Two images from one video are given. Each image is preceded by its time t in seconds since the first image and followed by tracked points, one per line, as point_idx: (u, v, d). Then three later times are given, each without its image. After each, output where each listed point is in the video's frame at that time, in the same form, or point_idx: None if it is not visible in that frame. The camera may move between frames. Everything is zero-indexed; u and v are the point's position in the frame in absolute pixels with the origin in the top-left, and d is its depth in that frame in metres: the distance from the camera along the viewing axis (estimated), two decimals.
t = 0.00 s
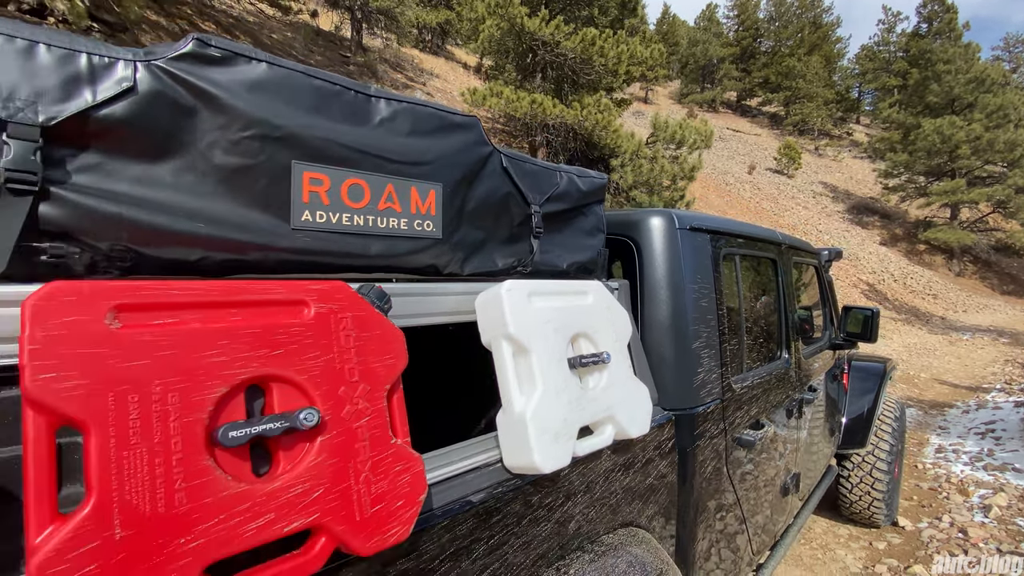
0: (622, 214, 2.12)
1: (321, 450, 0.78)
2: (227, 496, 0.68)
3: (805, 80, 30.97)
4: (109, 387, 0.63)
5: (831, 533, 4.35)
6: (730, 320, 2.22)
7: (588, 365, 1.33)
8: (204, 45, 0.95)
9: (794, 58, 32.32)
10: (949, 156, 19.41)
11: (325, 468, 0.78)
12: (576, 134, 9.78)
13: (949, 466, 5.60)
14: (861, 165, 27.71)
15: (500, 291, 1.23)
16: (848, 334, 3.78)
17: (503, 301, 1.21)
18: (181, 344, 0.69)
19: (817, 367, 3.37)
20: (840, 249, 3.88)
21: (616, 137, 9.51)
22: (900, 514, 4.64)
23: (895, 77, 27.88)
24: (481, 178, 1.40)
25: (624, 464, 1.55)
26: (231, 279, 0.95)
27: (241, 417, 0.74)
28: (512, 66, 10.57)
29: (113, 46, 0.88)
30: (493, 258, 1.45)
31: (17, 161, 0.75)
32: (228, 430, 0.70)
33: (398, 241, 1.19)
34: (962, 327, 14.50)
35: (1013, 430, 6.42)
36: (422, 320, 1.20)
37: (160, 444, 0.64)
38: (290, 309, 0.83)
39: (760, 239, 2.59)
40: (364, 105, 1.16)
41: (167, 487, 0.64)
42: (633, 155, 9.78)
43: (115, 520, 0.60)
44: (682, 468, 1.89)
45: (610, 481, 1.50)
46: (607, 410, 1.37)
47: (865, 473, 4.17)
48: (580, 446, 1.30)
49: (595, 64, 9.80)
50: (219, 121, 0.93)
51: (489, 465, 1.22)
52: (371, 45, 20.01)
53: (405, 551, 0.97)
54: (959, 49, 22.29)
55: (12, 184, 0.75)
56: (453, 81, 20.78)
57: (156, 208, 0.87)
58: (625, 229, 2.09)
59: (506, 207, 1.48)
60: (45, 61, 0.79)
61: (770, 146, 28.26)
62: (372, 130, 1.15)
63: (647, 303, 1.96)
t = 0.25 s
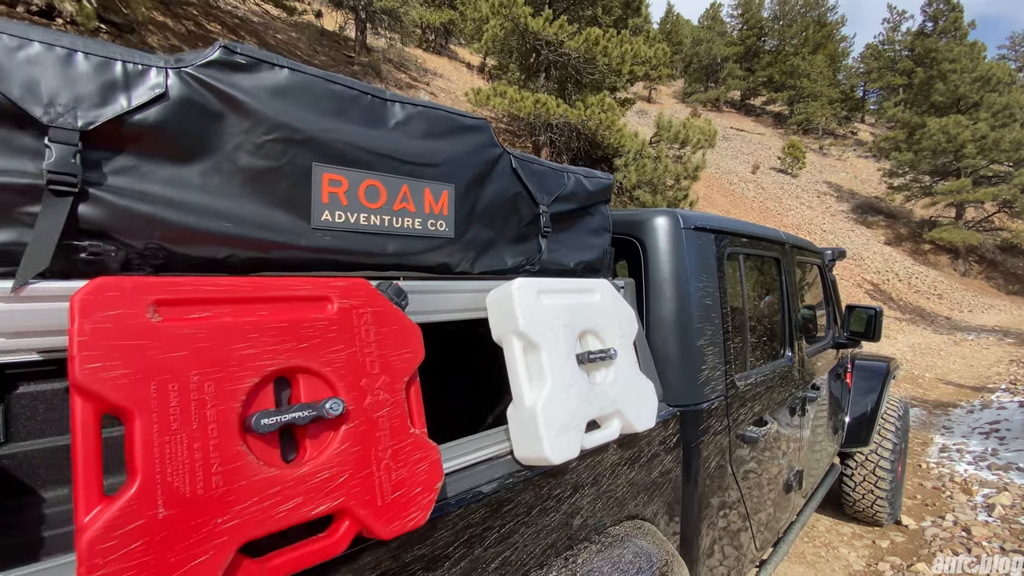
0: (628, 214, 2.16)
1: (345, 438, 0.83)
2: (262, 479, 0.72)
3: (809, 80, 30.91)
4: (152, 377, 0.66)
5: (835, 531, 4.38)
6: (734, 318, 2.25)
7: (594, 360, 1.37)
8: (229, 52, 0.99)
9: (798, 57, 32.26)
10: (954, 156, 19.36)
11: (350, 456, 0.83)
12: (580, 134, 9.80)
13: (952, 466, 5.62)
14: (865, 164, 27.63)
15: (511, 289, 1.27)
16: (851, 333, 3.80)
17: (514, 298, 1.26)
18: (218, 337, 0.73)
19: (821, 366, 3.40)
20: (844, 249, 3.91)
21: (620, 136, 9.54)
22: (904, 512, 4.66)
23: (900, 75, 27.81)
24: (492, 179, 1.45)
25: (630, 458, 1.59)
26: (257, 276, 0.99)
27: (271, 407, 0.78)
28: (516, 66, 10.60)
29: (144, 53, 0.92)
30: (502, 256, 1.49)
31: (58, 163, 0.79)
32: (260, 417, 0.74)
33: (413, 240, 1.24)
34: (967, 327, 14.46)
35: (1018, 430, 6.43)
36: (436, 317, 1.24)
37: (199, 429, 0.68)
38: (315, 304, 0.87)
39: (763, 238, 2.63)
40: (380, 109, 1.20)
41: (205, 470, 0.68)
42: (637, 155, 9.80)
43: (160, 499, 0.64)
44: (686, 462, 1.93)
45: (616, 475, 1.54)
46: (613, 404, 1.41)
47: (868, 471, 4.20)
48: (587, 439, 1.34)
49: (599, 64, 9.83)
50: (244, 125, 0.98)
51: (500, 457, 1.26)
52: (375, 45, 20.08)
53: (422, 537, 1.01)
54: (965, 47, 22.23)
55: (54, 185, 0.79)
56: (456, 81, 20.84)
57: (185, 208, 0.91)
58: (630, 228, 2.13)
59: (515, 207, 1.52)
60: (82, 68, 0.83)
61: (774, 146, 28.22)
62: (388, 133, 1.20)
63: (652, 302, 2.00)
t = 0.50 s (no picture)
0: (633, 214, 2.19)
1: (366, 428, 0.87)
2: (290, 466, 0.76)
3: (814, 79, 30.85)
4: (188, 369, 0.70)
5: (838, 529, 4.40)
6: (739, 318, 2.29)
7: (602, 357, 1.40)
8: (253, 59, 1.02)
9: (802, 56, 32.20)
10: (960, 155, 19.30)
11: (370, 445, 0.87)
12: (583, 134, 9.82)
13: (956, 465, 5.63)
14: (870, 163, 27.56)
15: (521, 287, 1.30)
16: (855, 332, 3.83)
17: (524, 296, 1.29)
18: (248, 331, 0.77)
19: (824, 365, 3.43)
20: (847, 249, 3.93)
21: (623, 136, 9.56)
22: (907, 511, 4.68)
23: (905, 74, 27.71)
24: (502, 180, 1.48)
25: (636, 454, 1.63)
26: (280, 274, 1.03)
27: (296, 398, 0.82)
28: (519, 65, 10.63)
29: (172, 60, 0.95)
30: (511, 256, 1.52)
31: (95, 167, 0.83)
32: (288, 407, 0.78)
33: (426, 240, 1.28)
34: (972, 327, 14.42)
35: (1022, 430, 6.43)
36: (449, 315, 1.27)
37: (231, 418, 0.72)
38: (337, 301, 0.91)
39: (768, 238, 2.65)
40: (395, 113, 1.24)
41: (239, 457, 0.72)
42: (640, 154, 9.83)
43: (196, 484, 0.68)
44: (690, 458, 1.97)
45: (623, 469, 1.58)
46: (620, 400, 1.45)
47: (872, 470, 4.22)
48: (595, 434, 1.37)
49: (602, 63, 9.85)
50: (267, 129, 1.01)
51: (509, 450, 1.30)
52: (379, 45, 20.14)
53: (437, 526, 1.05)
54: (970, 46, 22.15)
55: (90, 188, 0.82)
56: (460, 81, 20.89)
57: (212, 210, 0.95)
58: (636, 229, 2.16)
59: (524, 208, 1.55)
60: (115, 75, 0.86)
61: (778, 145, 28.17)
62: (402, 136, 1.24)
63: (657, 300, 2.03)
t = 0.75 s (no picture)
0: (639, 214, 2.23)
1: (386, 419, 0.91)
2: (317, 454, 0.80)
3: (818, 78, 30.76)
4: (221, 361, 0.74)
5: (842, 528, 4.42)
6: (743, 316, 2.32)
7: (610, 353, 1.44)
8: (276, 64, 1.06)
9: (807, 56, 32.11)
10: (965, 154, 19.24)
11: (391, 435, 0.90)
12: (587, 133, 9.83)
13: (960, 465, 5.64)
14: (875, 163, 27.49)
15: (531, 284, 1.34)
16: (859, 331, 3.85)
17: (534, 293, 1.33)
18: (276, 325, 0.81)
19: (828, 363, 3.46)
20: (851, 248, 3.95)
21: (627, 136, 9.59)
22: (912, 510, 4.70)
23: (910, 73, 27.60)
24: (512, 180, 1.52)
25: (642, 448, 1.66)
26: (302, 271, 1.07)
27: (321, 389, 0.86)
28: (522, 65, 10.66)
29: (199, 66, 0.99)
30: (520, 254, 1.56)
31: (130, 168, 0.86)
32: (314, 397, 0.82)
33: (439, 239, 1.32)
34: (978, 327, 14.38)
35: None
36: (460, 312, 1.31)
37: (262, 408, 0.76)
38: (359, 297, 0.96)
39: (772, 238, 2.68)
40: (409, 115, 1.28)
41: (270, 445, 0.76)
42: (644, 154, 9.86)
43: (231, 469, 0.71)
44: (696, 453, 2.00)
45: (630, 464, 1.61)
46: (628, 396, 1.48)
47: (876, 469, 4.24)
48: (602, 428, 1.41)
49: (606, 63, 9.86)
50: (289, 132, 1.05)
51: (519, 443, 1.34)
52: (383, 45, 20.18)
53: (452, 514, 1.09)
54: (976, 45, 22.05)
55: (125, 189, 0.86)
56: (463, 81, 20.95)
57: (237, 210, 0.99)
58: (642, 228, 2.19)
59: (533, 208, 1.59)
60: (147, 81, 0.90)
61: (782, 145, 28.12)
62: (417, 138, 1.27)
63: (662, 299, 2.07)
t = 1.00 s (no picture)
0: (645, 213, 2.26)
1: (404, 410, 0.94)
2: (341, 443, 0.84)
3: (822, 77, 30.68)
4: (251, 354, 0.77)
5: (846, 527, 4.44)
6: (748, 315, 2.35)
7: (618, 350, 1.47)
8: (295, 68, 1.10)
9: (811, 55, 32.04)
10: (971, 154, 19.18)
11: (408, 425, 0.94)
12: (590, 133, 9.84)
13: (965, 464, 5.65)
14: (880, 162, 27.41)
15: (541, 282, 1.37)
16: (863, 330, 3.86)
17: (544, 291, 1.36)
18: (301, 320, 0.84)
19: (832, 362, 3.48)
20: (856, 247, 3.96)
21: (631, 135, 9.61)
22: (916, 510, 4.71)
23: (915, 72, 27.51)
24: (521, 180, 1.55)
25: (649, 444, 1.69)
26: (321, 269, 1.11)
27: (342, 381, 0.89)
28: (526, 65, 10.69)
29: (223, 70, 1.02)
30: (529, 253, 1.59)
31: (159, 169, 0.90)
32: (337, 389, 0.85)
33: (451, 237, 1.35)
34: (983, 327, 14.35)
35: None
36: (472, 309, 1.34)
37: (289, 398, 0.79)
38: (377, 293, 0.99)
39: (777, 237, 2.71)
40: (422, 117, 1.31)
41: (296, 433, 0.79)
42: (647, 153, 9.88)
43: (261, 456, 0.75)
44: (701, 450, 2.03)
45: (637, 458, 1.64)
46: (636, 391, 1.52)
47: (880, 468, 4.25)
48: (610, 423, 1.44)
49: (610, 62, 9.88)
50: (309, 134, 1.09)
51: (530, 437, 1.38)
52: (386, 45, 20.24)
53: (466, 504, 1.13)
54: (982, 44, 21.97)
55: (155, 189, 0.89)
56: (467, 81, 21.00)
57: (259, 209, 1.03)
58: (648, 227, 2.22)
59: (542, 207, 1.62)
60: (175, 85, 0.93)
61: (786, 144, 28.07)
62: (429, 139, 1.31)
63: (668, 297, 2.10)
